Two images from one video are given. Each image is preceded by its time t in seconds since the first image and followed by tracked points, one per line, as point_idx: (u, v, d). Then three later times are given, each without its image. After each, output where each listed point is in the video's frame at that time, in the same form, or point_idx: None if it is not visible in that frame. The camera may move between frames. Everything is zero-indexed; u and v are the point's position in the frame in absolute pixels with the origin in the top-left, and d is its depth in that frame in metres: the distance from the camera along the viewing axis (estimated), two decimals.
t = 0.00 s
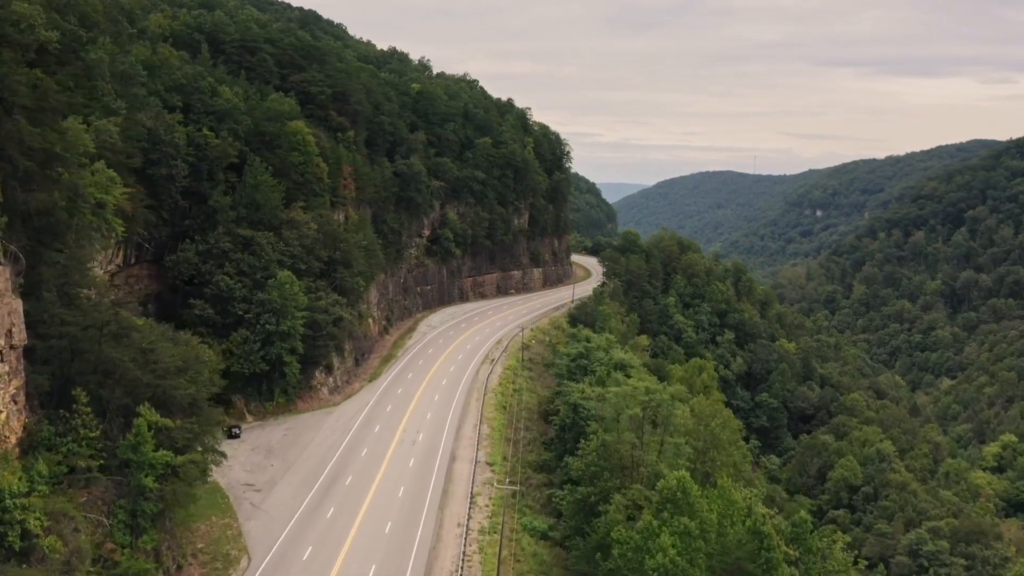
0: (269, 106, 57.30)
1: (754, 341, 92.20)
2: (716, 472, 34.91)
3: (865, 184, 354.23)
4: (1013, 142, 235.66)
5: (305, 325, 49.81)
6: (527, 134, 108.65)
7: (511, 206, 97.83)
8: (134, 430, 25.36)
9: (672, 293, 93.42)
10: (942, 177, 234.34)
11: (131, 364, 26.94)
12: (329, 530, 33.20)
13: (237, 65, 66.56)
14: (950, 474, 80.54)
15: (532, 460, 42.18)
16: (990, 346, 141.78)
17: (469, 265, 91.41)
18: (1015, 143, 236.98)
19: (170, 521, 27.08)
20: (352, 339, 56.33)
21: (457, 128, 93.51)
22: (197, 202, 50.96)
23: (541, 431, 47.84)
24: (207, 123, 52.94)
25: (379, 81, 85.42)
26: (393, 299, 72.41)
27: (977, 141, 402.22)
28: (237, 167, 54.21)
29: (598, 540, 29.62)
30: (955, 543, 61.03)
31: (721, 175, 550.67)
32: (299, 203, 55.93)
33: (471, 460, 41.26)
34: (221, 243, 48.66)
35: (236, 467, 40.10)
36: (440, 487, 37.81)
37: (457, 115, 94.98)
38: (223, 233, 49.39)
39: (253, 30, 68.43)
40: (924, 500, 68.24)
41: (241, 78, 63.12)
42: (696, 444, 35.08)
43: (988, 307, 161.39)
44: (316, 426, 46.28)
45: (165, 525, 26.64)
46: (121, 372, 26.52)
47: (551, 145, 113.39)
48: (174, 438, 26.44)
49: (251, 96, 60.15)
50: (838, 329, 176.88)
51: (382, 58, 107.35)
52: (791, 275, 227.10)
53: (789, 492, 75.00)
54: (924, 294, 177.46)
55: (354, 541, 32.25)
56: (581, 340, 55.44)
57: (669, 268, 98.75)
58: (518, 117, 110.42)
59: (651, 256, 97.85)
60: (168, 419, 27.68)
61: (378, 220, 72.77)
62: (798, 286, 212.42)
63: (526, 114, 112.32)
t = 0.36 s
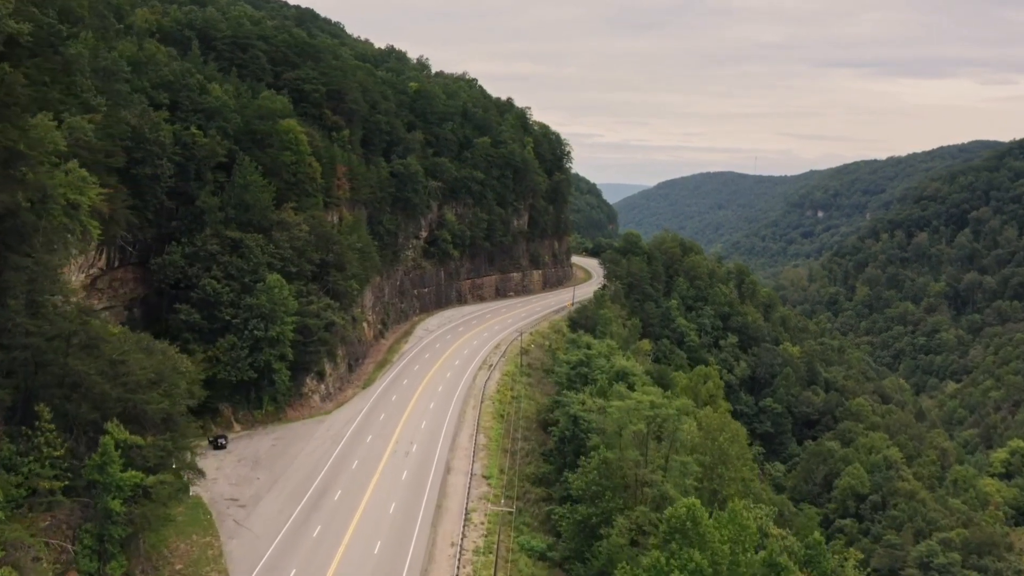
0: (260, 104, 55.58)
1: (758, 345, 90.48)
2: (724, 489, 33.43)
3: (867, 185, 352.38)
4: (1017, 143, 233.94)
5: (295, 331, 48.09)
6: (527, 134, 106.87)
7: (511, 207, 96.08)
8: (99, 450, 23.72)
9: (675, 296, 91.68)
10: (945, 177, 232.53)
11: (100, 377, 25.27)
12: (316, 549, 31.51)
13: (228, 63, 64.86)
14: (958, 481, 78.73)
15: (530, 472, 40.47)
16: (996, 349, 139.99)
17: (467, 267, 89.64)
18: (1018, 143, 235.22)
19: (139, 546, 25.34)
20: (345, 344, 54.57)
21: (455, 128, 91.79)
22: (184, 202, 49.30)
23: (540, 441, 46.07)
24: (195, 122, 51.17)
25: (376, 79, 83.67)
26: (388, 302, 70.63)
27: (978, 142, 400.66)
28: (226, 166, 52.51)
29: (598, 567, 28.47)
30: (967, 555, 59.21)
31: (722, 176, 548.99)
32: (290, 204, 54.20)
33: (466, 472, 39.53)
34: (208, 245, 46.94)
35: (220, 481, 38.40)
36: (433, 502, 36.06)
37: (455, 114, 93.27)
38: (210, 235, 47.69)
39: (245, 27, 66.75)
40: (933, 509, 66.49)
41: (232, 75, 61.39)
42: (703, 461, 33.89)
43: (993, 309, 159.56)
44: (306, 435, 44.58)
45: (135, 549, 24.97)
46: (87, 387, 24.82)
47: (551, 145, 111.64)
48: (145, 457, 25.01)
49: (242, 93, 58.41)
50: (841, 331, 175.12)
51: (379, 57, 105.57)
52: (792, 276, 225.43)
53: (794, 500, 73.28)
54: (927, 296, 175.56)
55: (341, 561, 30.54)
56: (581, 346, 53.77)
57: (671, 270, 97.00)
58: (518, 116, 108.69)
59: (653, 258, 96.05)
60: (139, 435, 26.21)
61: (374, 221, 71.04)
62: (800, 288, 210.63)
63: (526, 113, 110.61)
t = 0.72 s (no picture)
0: (249, 102, 53.65)
1: (762, 349, 88.48)
2: (734, 512, 31.93)
3: (868, 186, 350.32)
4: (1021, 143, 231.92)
5: (283, 338, 46.16)
6: (526, 134, 104.90)
7: (509, 208, 94.10)
8: (56, 476, 22.09)
9: (677, 299, 89.70)
10: (948, 178, 230.45)
11: (58, 395, 23.57)
12: (298, 574, 29.53)
13: (218, 59, 62.95)
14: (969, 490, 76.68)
15: (528, 488, 38.50)
16: (1003, 352, 137.93)
17: (464, 269, 87.63)
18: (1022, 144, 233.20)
19: None
20: (337, 351, 52.56)
21: (453, 127, 89.85)
22: (168, 204, 47.43)
23: (539, 453, 44.11)
24: (180, 120, 49.22)
25: (371, 77, 81.74)
26: (383, 306, 68.64)
27: (980, 143, 398.86)
28: (213, 166, 50.56)
29: None
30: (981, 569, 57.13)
31: (723, 177, 547.15)
32: (279, 205, 52.22)
33: (460, 489, 37.58)
34: (192, 248, 44.99)
35: (201, 498, 36.49)
36: (425, 521, 34.16)
37: (453, 113, 91.33)
38: (194, 237, 45.67)
39: (236, 22, 64.85)
40: (944, 520, 64.47)
41: (221, 72, 59.46)
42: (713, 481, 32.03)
43: (999, 311, 157.45)
44: (294, 448, 42.63)
45: None
46: (44, 406, 23.13)
47: (551, 145, 109.65)
48: (107, 481, 23.61)
49: (231, 91, 56.49)
50: (844, 334, 173.04)
51: (376, 55, 103.64)
52: (795, 278, 223.47)
53: (800, 510, 71.29)
54: (932, 298, 173.40)
55: None
56: (581, 354, 51.82)
57: (673, 273, 95.01)
58: (517, 115, 106.74)
59: (655, 260, 94.02)
60: (102, 456, 24.73)
61: (368, 222, 69.07)
62: (802, 290, 208.61)
63: (525, 113, 108.67)
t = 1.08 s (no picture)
0: (237, 99, 51.74)
1: (767, 354, 86.46)
2: (749, 538, 29.72)
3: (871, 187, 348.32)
4: None
5: (270, 346, 44.29)
6: (526, 134, 102.90)
7: (508, 209, 92.13)
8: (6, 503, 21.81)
9: (680, 303, 87.70)
10: (952, 179, 228.33)
11: (11, 418, 23.25)
12: None
13: (207, 56, 61.08)
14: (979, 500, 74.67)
15: (525, 507, 36.63)
16: (1010, 356, 135.83)
17: (462, 272, 85.61)
18: None
19: None
20: (327, 358, 50.58)
21: (450, 127, 87.95)
22: (151, 205, 45.59)
23: (537, 467, 42.16)
24: (164, 118, 47.34)
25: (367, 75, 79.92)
26: (378, 311, 66.69)
27: (983, 144, 396.83)
28: (198, 166, 48.67)
29: None
30: None
31: (724, 178, 544.97)
32: (267, 207, 50.30)
33: (453, 507, 35.68)
34: (175, 252, 43.10)
35: (179, 517, 34.61)
36: (415, 543, 32.27)
37: (451, 113, 89.42)
38: (177, 240, 43.70)
39: (226, 18, 62.98)
40: (956, 532, 62.46)
41: (209, 69, 57.56)
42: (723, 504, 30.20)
43: (1005, 314, 155.29)
44: (280, 462, 40.69)
45: None
46: None
47: (551, 145, 107.63)
48: (64, 510, 23.35)
49: (219, 88, 54.60)
50: (848, 337, 170.86)
51: (372, 53, 101.72)
52: (797, 280, 221.34)
53: (807, 521, 69.29)
54: (936, 301, 171.11)
55: None
56: (582, 362, 49.83)
57: (676, 276, 93.04)
58: (516, 115, 104.77)
59: (658, 263, 92.01)
60: (58, 482, 24.40)
61: (362, 224, 67.14)
62: (805, 292, 206.50)
63: (525, 112, 106.71)
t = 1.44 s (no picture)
0: (225, 96, 49.96)
1: (771, 359, 84.72)
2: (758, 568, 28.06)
3: (872, 188, 346.53)
4: None
5: (257, 353, 42.63)
6: (525, 134, 101.19)
7: (507, 210, 90.38)
8: None
9: (682, 306, 85.96)
10: (955, 180, 226.50)
11: None
12: None
13: (196, 53, 59.40)
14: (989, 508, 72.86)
15: (522, 524, 35.04)
16: (1016, 359, 134.03)
17: (460, 274, 83.91)
18: None
19: None
20: (319, 365, 48.88)
21: (448, 126, 86.23)
22: (135, 207, 43.93)
23: (535, 481, 40.39)
24: (149, 116, 45.62)
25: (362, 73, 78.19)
26: (373, 314, 64.98)
27: (984, 146, 395.13)
28: (184, 166, 46.98)
29: None
30: None
31: (724, 178, 543.14)
32: (255, 208, 48.55)
33: (446, 525, 33.99)
34: (158, 255, 41.41)
35: (158, 535, 32.92)
36: (405, 564, 30.57)
37: (449, 112, 87.65)
38: (160, 244, 41.93)
39: (216, 14, 61.30)
40: (967, 544, 60.71)
41: (198, 66, 55.81)
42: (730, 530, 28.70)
43: (1010, 316, 153.47)
44: (267, 476, 38.94)
45: None
46: None
47: (551, 145, 105.86)
48: (18, 540, 23.17)
49: (207, 86, 52.91)
50: (851, 339, 169.02)
51: (369, 52, 99.95)
52: (799, 281, 219.48)
53: (812, 530, 67.61)
54: (940, 303, 169.24)
55: None
56: (582, 370, 48.10)
57: (678, 279, 91.30)
58: (516, 114, 103.01)
59: (660, 265, 90.24)
60: (14, 511, 24.12)
61: (356, 225, 65.36)
62: (807, 293, 204.71)
63: (524, 112, 104.93)
